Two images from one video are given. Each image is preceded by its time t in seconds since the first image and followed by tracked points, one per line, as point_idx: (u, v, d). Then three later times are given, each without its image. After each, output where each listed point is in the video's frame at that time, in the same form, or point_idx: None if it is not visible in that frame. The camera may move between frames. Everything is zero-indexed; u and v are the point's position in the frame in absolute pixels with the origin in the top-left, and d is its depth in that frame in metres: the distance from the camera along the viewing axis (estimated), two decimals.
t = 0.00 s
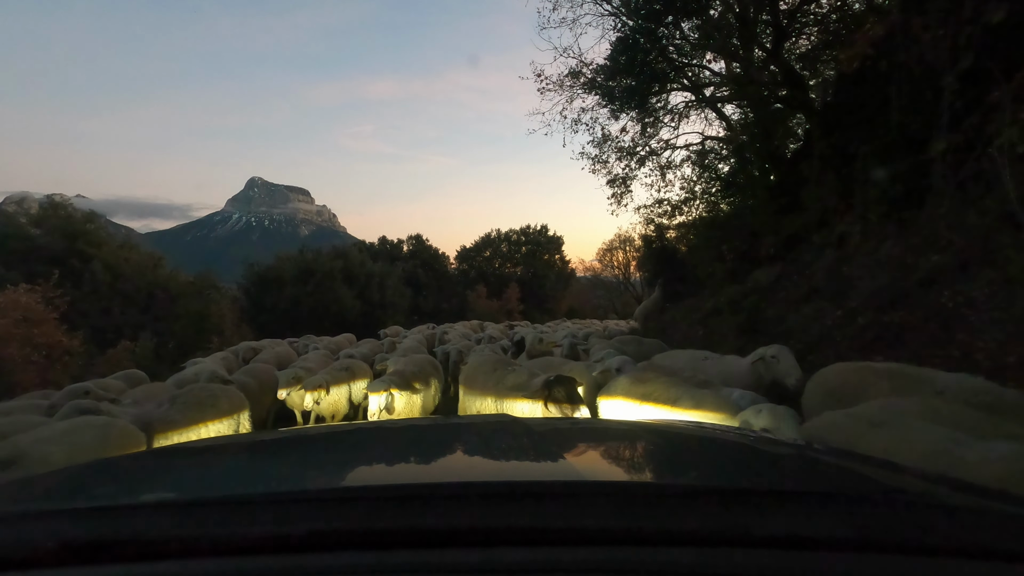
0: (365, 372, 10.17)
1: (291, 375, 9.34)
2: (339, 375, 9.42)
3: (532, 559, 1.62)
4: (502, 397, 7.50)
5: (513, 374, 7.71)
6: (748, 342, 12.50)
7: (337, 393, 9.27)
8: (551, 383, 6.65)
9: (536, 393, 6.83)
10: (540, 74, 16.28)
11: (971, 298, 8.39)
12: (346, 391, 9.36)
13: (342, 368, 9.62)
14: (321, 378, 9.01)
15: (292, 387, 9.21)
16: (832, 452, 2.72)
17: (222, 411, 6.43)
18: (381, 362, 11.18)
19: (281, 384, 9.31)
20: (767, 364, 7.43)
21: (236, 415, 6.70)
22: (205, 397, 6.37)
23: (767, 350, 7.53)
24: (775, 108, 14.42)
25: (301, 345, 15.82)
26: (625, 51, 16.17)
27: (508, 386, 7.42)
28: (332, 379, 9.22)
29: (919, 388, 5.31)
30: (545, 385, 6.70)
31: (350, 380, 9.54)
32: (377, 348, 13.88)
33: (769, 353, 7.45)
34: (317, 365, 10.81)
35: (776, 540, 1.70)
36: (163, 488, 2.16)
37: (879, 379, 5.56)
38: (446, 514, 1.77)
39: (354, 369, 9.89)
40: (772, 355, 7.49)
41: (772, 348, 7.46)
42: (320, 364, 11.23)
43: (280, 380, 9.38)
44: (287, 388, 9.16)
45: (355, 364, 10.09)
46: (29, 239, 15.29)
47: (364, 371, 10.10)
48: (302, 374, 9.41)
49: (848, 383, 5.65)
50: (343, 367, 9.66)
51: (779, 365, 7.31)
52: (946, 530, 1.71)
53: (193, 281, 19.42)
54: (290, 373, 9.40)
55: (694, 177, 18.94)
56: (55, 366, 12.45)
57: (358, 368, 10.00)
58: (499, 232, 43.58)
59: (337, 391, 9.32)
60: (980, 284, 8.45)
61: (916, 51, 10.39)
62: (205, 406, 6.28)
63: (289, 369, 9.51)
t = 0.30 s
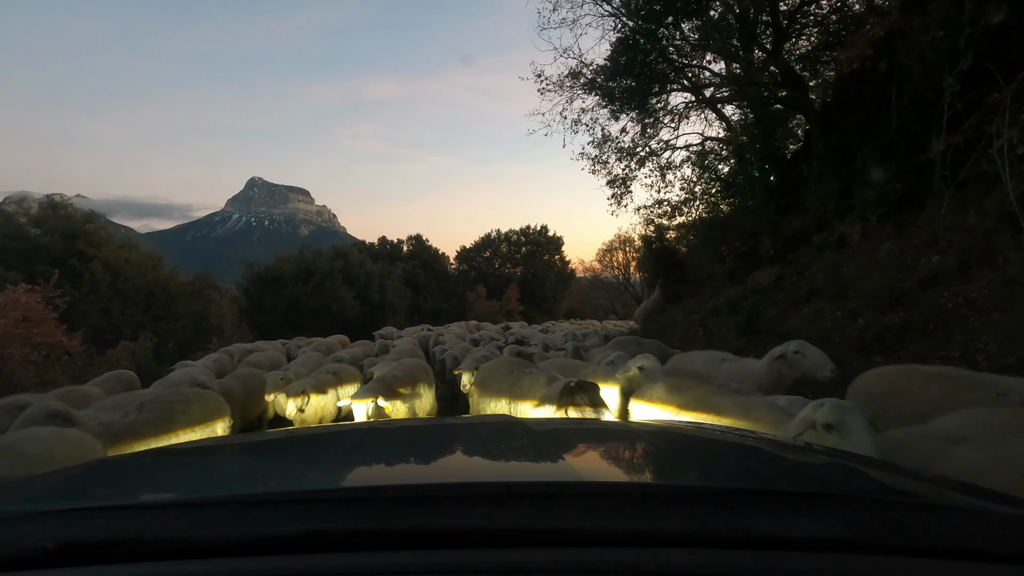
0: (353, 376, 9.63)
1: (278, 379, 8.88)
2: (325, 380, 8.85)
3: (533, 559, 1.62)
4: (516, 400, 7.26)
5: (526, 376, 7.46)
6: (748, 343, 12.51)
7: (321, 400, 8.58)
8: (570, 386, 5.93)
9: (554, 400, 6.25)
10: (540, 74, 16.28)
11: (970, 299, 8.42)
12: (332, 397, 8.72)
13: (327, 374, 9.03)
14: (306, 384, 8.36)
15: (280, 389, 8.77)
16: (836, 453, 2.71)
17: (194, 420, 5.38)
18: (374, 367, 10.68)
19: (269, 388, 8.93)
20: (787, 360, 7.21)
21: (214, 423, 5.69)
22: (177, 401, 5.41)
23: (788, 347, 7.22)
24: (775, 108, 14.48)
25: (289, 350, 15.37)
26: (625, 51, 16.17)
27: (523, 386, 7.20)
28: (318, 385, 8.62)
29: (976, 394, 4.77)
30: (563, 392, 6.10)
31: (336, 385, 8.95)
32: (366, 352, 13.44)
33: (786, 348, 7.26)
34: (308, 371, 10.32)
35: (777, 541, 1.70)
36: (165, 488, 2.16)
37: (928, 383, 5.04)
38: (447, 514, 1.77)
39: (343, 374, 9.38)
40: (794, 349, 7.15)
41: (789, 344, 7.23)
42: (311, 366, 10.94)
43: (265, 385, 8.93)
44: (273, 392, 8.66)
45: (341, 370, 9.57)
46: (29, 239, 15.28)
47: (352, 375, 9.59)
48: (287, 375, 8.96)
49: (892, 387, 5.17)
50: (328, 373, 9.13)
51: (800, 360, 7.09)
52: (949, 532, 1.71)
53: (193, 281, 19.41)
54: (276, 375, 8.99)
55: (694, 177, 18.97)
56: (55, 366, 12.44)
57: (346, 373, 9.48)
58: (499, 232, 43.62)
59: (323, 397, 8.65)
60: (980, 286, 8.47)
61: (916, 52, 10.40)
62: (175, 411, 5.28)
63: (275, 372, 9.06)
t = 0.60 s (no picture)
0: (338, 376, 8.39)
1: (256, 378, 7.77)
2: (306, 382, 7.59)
3: (530, 558, 1.60)
4: (532, 399, 6.70)
5: (546, 374, 6.89)
6: (745, 342, 12.53)
7: (296, 406, 7.17)
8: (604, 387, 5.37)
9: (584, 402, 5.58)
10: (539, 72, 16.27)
11: (967, 299, 8.44)
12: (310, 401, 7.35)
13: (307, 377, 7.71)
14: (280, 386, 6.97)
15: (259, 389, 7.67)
16: (837, 452, 2.68)
17: (179, 421, 5.17)
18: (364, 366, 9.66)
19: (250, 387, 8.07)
20: (835, 373, 6.69)
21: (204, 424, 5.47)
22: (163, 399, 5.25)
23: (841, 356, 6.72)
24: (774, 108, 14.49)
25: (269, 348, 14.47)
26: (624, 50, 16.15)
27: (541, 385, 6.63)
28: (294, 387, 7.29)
29: None
30: (592, 390, 5.52)
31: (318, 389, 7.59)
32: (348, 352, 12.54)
33: (834, 358, 6.76)
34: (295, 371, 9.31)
35: (777, 540, 1.68)
36: (157, 484, 2.14)
37: (981, 384, 4.63)
38: (443, 511, 1.76)
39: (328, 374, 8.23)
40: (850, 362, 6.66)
41: (840, 354, 6.72)
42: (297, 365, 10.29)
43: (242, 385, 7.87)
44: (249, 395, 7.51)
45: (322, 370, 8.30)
46: (26, 233, 15.25)
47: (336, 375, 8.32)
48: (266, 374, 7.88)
49: (940, 388, 4.80)
50: (308, 375, 7.83)
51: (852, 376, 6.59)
52: (951, 532, 1.69)
53: (191, 277, 19.40)
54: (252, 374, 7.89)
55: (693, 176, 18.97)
56: (52, 361, 12.44)
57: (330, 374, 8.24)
58: (498, 230, 43.63)
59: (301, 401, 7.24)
60: (976, 286, 8.49)
61: (915, 52, 10.42)
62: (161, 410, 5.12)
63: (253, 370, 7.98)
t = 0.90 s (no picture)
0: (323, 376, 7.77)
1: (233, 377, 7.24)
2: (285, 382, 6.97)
3: (529, 550, 1.60)
4: (540, 395, 6.65)
5: (553, 370, 6.85)
6: (744, 338, 12.55)
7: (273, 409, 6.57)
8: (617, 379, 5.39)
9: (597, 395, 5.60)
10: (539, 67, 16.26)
11: (966, 296, 8.45)
12: (286, 403, 6.74)
13: (286, 377, 7.10)
14: (257, 389, 6.40)
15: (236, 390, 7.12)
16: (839, 449, 2.67)
17: (170, 416, 5.13)
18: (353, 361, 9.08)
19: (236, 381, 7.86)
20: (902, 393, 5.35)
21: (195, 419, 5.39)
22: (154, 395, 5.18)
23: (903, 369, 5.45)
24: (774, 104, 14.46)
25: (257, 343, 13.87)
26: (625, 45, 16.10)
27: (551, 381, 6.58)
28: (273, 388, 6.72)
29: None
30: (603, 379, 5.59)
31: (297, 389, 7.01)
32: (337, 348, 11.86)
33: (897, 372, 5.42)
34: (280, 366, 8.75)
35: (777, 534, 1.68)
36: (159, 478, 2.15)
37: None
38: (442, 506, 1.76)
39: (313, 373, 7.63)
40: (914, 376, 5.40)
41: (903, 368, 5.38)
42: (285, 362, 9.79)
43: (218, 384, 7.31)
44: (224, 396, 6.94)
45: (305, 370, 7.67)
46: (24, 228, 15.20)
47: (321, 374, 7.74)
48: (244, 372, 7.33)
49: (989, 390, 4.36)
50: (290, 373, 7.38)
51: (913, 394, 5.26)
52: (954, 528, 1.67)
53: (190, 271, 19.37)
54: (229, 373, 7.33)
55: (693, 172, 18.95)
56: (51, 355, 12.43)
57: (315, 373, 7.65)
58: (498, 225, 43.56)
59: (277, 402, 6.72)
60: (976, 283, 8.49)
61: (916, 48, 10.40)
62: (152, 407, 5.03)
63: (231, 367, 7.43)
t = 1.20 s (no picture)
0: (307, 375, 7.61)
1: (212, 377, 7.00)
2: (267, 382, 6.81)
3: (532, 548, 1.58)
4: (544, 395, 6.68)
5: (557, 370, 6.87)
6: (742, 336, 12.55)
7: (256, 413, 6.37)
8: (624, 377, 5.45)
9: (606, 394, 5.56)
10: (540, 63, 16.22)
11: (964, 295, 8.46)
12: (270, 402, 6.61)
13: (267, 376, 6.92)
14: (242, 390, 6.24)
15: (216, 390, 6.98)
16: (840, 447, 2.66)
17: (138, 421, 4.99)
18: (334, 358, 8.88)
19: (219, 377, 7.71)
20: (938, 383, 5.45)
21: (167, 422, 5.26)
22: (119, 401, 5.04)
23: (943, 363, 5.46)
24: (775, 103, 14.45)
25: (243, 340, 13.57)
26: (626, 41, 16.07)
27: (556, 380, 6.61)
28: (254, 387, 6.56)
29: None
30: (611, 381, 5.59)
31: (280, 389, 6.84)
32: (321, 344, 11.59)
33: (936, 366, 5.46)
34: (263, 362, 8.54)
35: (783, 533, 1.66)
36: (158, 473, 2.13)
37: None
38: (445, 504, 1.74)
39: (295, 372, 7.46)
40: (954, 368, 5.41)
41: (942, 361, 5.42)
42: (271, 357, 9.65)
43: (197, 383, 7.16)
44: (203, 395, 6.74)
45: (286, 370, 7.48)
46: (21, 220, 15.13)
47: (304, 374, 7.58)
48: (224, 371, 7.15)
49: None
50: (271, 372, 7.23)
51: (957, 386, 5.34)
52: (960, 527, 1.66)
53: (188, 265, 19.32)
54: (207, 373, 7.15)
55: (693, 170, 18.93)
56: (49, 348, 12.40)
57: (297, 372, 7.48)
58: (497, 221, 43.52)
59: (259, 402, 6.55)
60: (974, 282, 8.50)
61: (918, 47, 10.39)
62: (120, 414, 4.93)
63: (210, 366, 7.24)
